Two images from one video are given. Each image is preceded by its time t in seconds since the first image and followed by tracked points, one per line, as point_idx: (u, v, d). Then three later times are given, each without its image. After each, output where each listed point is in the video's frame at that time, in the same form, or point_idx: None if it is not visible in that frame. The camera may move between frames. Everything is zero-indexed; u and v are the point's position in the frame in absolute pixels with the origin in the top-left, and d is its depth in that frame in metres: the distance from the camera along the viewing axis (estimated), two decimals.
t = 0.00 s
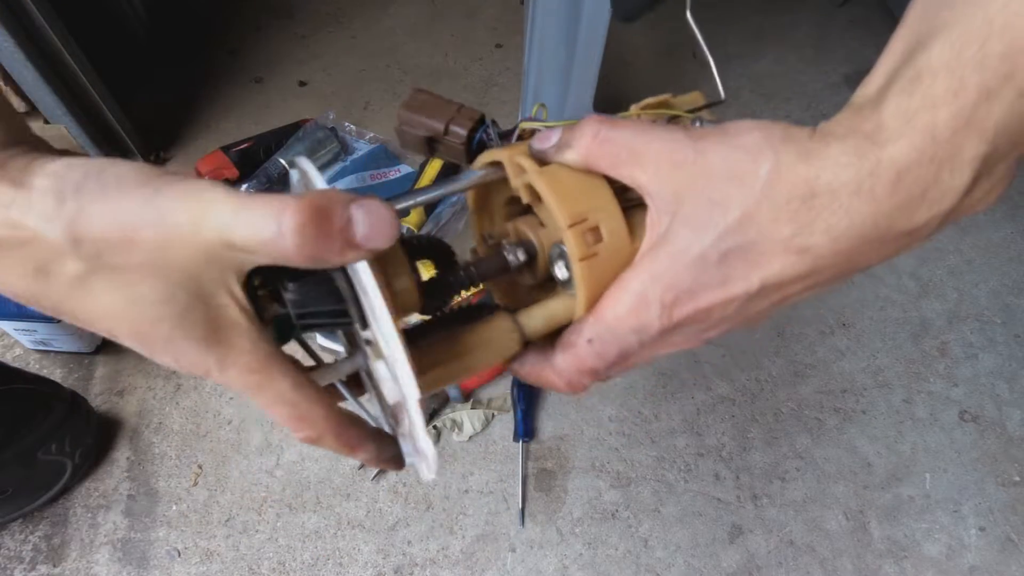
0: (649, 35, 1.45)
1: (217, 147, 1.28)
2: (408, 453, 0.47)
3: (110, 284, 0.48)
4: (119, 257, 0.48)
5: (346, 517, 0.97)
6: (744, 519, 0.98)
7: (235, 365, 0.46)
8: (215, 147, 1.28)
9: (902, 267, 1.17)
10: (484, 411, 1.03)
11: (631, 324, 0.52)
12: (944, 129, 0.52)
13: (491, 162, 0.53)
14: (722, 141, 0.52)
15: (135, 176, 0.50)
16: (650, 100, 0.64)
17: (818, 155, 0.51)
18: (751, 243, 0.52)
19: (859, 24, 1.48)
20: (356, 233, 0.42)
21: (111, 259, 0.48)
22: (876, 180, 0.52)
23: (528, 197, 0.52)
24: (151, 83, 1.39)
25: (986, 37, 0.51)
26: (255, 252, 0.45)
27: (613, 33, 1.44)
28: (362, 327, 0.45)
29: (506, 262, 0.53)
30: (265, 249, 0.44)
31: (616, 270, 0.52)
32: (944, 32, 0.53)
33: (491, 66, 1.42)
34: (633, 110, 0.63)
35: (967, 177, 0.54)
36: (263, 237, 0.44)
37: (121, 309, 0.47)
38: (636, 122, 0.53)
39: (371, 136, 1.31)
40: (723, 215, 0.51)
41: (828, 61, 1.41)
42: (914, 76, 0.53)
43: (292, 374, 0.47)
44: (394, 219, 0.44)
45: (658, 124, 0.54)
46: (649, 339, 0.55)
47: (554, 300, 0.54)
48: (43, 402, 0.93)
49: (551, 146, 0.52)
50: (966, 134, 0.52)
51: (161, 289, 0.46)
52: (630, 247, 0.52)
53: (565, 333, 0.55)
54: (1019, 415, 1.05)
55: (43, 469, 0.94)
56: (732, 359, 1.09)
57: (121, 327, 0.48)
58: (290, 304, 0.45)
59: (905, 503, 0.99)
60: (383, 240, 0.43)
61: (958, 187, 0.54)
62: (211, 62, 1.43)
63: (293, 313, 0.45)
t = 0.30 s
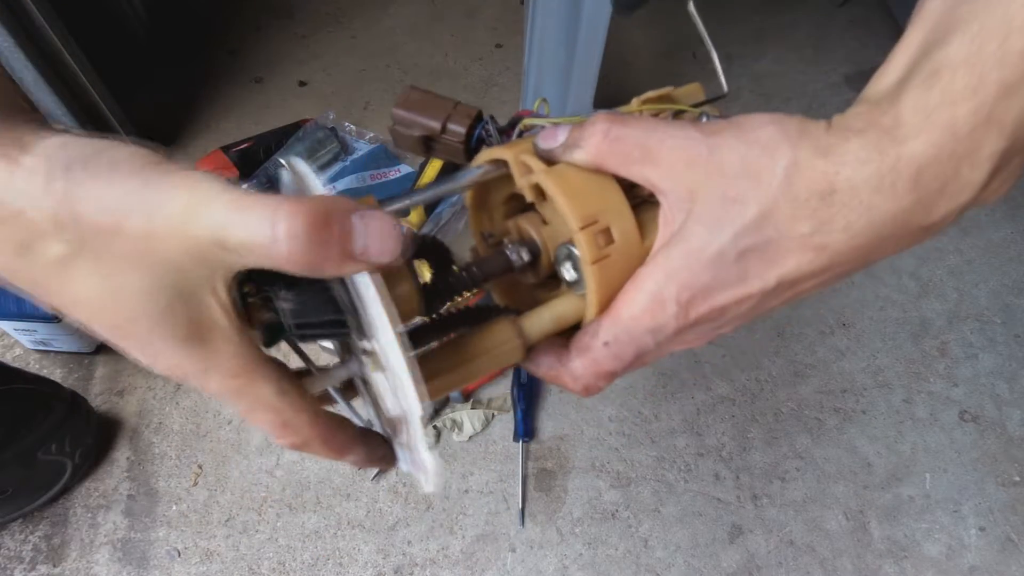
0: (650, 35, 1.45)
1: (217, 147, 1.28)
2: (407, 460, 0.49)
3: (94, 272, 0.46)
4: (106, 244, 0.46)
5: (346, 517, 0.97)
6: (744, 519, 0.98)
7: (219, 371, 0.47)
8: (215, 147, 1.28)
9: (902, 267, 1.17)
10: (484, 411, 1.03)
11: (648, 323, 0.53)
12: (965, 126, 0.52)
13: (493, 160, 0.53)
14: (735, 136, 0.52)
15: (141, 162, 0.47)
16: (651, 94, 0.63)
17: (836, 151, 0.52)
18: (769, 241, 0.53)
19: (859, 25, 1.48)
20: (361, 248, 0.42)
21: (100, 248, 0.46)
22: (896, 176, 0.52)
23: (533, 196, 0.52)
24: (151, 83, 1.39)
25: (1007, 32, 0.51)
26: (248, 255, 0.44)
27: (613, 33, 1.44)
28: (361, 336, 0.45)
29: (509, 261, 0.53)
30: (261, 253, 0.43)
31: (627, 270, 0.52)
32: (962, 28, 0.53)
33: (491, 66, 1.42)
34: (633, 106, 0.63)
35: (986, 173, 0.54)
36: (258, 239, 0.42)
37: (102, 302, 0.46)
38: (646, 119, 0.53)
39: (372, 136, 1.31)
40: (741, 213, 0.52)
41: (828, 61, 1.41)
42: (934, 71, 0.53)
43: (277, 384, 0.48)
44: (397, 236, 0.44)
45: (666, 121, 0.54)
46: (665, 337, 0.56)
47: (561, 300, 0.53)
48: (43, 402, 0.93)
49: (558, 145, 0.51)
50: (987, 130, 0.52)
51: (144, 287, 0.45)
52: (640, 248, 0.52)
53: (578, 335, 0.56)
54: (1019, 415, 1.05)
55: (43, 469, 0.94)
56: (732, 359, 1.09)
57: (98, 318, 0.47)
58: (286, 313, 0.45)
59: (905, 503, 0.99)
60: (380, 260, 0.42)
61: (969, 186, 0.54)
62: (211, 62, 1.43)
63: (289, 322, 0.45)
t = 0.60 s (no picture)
0: (650, 35, 1.45)
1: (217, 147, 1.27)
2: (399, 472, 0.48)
3: (81, 273, 0.47)
4: (98, 245, 0.47)
5: (346, 517, 0.97)
6: (744, 519, 0.98)
7: (204, 379, 0.47)
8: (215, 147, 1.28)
9: (902, 267, 1.17)
10: (484, 411, 1.03)
11: (649, 329, 0.53)
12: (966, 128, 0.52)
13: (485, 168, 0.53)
14: (735, 140, 0.52)
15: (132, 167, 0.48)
16: (648, 98, 0.63)
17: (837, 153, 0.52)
18: (773, 244, 0.52)
19: (859, 24, 1.48)
20: (354, 261, 0.41)
21: (90, 247, 0.47)
22: (899, 178, 0.52)
23: (529, 203, 0.52)
24: (151, 83, 1.39)
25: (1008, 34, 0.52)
26: (243, 262, 0.44)
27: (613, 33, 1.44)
28: (356, 346, 0.45)
29: (504, 270, 0.53)
30: (257, 261, 0.43)
31: (625, 278, 0.52)
32: (963, 29, 0.53)
33: (491, 66, 1.42)
34: (630, 109, 0.63)
35: (987, 173, 0.54)
36: (253, 245, 0.43)
37: (88, 303, 0.47)
38: (645, 123, 0.53)
39: (371, 136, 1.31)
40: (744, 217, 0.51)
41: (827, 61, 1.41)
42: (935, 72, 0.53)
43: (262, 393, 0.47)
44: (395, 246, 0.43)
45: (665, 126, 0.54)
46: (667, 343, 0.56)
47: (556, 308, 0.54)
48: (43, 402, 0.93)
49: (555, 153, 0.50)
50: (988, 131, 0.53)
51: (131, 288, 0.46)
52: (639, 255, 0.52)
53: (577, 340, 0.55)
54: (1019, 415, 1.05)
55: (43, 469, 0.94)
56: (732, 359, 1.09)
57: (82, 319, 0.48)
58: (277, 322, 0.45)
59: (905, 503, 0.99)
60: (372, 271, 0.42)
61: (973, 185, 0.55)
62: (211, 62, 1.43)
63: (280, 333, 0.44)
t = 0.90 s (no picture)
0: (650, 35, 1.45)
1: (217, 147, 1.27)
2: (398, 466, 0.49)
3: (88, 256, 0.46)
4: (104, 227, 0.46)
5: (346, 517, 0.97)
6: (744, 519, 0.98)
7: (200, 374, 0.46)
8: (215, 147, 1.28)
9: (902, 267, 1.17)
10: (484, 411, 1.03)
11: (653, 327, 0.52)
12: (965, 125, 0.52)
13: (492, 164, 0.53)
14: (737, 138, 0.53)
15: (144, 149, 0.47)
16: (652, 98, 0.63)
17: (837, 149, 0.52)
18: (776, 242, 0.52)
19: (859, 25, 1.48)
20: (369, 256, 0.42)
21: (97, 230, 0.46)
22: (901, 175, 0.52)
23: (533, 201, 0.52)
24: (152, 84, 1.39)
25: (1010, 33, 0.52)
26: (251, 252, 0.43)
27: (613, 33, 1.44)
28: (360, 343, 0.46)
29: (509, 267, 0.53)
30: (266, 253, 0.43)
31: (629, 276, 0.52)
32: (966, 28, 0.53)
33: (491, 67, 1.42)
34: (633, 108, 0.63)
35: (987, 173, 0.54)
36: (261, 236, 0.42)
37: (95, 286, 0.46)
38: (648, 122, 0.53)
39: (371, 136, 1.31)
40: (746, 216, 0.51)
41: (827, 61, 1.41)
42: (937, 70, 0.53)
43: (260, 389, 0.47)
44: (405, 238, 0.44)
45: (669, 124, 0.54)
46: (671, 340, 0.55)
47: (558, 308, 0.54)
48: (43, 402, 0.93)
49: (558, 151, 0.51)
50: (989, 129, 0.53)
51: (137, 274, 0.45)
52: (643, 253, 0.52)
53: (580, 338, 0.55)
54: (1019, 415, 1.06)
55: (43, 469, 0.94)
56: (733, 359, 1.09)
57: (87, 302, 0.47)
58: (284, 318, 0.46)
59: (905, 503, 0.99)
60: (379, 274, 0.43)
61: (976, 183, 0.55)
62: (211, 62, 1.43)
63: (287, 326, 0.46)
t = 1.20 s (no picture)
0: (651, 35, 1.45)
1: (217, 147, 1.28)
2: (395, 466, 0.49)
3: (67, 250, 0.46)
4: (85, 221, 0.46)
5: (346, 517, 0.97)
6: (744, 519, 0.98)
7: (192, 365, 0.46)
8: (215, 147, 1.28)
9: (902, 267, 1.17)
10: (484, 411, 1.03)
11: (655, 326, 0.53)
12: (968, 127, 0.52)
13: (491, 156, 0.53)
14: (748, 140, 0.52)
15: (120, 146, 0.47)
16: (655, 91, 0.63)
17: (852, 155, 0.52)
18: (783, 246, 0.53)
19: (859, 25, 1.48)
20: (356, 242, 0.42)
21: (78, 222, 0.46)
22: (911, 182, 0.52)
23: (532, 194, 0.52)
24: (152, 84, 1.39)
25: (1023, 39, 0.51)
26: (231, 237, 0.43)
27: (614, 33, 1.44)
28: (352, 336, 0.45)
29: (506, 262, 0.53)
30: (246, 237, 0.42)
31: (628, 273, 0.52)
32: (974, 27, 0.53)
33: (491, 67, 1.42)
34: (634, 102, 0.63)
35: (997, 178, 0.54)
36: (242, 220, 0.42)
37: (72, 278, 0.46)
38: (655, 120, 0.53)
39: (371, 136, 1.31)
40: (754, 219, 0.52)
41: (827, 61, 1.41)
42: (949, 74, 0.53)
43: (254, 380, 0.47)
44: (386, 226, 0.44)
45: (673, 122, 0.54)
46: (672, 341, 0.56)
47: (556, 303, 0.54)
48: (43, 403, 0.93)
49: (562, 145, 0.51)
50: (1000, 135, 0.52)
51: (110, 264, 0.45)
52: (642, 251, 0.52)
53: (580, 333, 0.55)
54: (1019, 415, 1.05)
55: (43, 469, 0.94)
56: (733, 359, 1.09)
57: (66, 293, 0.47)
58: (271, 312, 0.45)
59: (905, 503, 0.99)
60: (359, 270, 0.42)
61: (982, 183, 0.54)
62: (211, 62, 1.43)
63: (275, 322, 0.45)
